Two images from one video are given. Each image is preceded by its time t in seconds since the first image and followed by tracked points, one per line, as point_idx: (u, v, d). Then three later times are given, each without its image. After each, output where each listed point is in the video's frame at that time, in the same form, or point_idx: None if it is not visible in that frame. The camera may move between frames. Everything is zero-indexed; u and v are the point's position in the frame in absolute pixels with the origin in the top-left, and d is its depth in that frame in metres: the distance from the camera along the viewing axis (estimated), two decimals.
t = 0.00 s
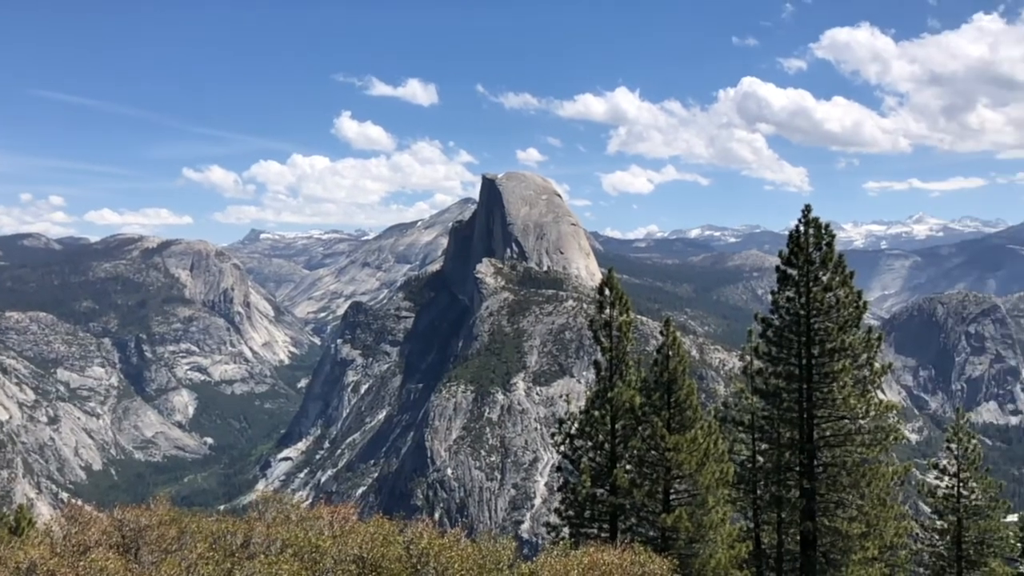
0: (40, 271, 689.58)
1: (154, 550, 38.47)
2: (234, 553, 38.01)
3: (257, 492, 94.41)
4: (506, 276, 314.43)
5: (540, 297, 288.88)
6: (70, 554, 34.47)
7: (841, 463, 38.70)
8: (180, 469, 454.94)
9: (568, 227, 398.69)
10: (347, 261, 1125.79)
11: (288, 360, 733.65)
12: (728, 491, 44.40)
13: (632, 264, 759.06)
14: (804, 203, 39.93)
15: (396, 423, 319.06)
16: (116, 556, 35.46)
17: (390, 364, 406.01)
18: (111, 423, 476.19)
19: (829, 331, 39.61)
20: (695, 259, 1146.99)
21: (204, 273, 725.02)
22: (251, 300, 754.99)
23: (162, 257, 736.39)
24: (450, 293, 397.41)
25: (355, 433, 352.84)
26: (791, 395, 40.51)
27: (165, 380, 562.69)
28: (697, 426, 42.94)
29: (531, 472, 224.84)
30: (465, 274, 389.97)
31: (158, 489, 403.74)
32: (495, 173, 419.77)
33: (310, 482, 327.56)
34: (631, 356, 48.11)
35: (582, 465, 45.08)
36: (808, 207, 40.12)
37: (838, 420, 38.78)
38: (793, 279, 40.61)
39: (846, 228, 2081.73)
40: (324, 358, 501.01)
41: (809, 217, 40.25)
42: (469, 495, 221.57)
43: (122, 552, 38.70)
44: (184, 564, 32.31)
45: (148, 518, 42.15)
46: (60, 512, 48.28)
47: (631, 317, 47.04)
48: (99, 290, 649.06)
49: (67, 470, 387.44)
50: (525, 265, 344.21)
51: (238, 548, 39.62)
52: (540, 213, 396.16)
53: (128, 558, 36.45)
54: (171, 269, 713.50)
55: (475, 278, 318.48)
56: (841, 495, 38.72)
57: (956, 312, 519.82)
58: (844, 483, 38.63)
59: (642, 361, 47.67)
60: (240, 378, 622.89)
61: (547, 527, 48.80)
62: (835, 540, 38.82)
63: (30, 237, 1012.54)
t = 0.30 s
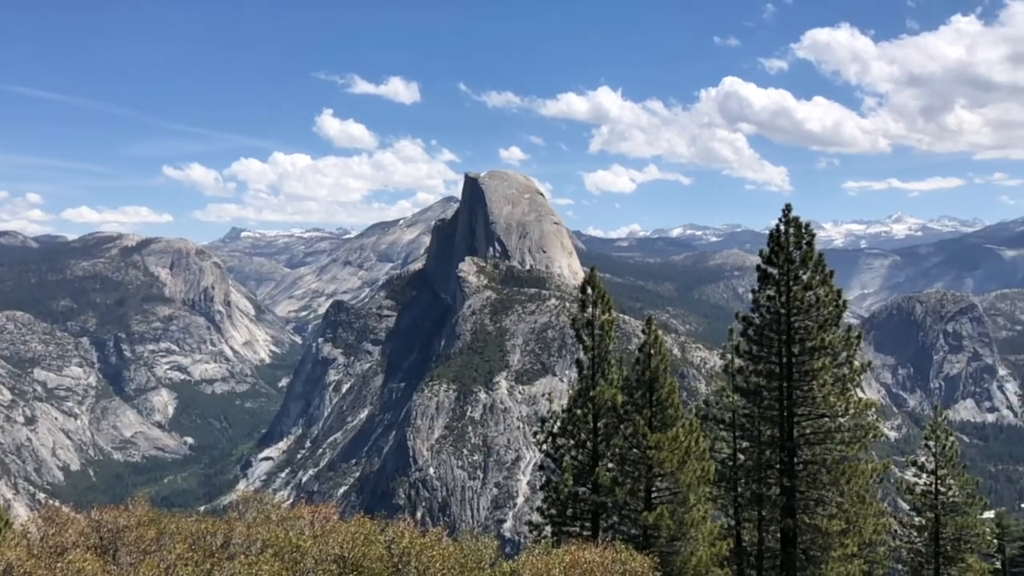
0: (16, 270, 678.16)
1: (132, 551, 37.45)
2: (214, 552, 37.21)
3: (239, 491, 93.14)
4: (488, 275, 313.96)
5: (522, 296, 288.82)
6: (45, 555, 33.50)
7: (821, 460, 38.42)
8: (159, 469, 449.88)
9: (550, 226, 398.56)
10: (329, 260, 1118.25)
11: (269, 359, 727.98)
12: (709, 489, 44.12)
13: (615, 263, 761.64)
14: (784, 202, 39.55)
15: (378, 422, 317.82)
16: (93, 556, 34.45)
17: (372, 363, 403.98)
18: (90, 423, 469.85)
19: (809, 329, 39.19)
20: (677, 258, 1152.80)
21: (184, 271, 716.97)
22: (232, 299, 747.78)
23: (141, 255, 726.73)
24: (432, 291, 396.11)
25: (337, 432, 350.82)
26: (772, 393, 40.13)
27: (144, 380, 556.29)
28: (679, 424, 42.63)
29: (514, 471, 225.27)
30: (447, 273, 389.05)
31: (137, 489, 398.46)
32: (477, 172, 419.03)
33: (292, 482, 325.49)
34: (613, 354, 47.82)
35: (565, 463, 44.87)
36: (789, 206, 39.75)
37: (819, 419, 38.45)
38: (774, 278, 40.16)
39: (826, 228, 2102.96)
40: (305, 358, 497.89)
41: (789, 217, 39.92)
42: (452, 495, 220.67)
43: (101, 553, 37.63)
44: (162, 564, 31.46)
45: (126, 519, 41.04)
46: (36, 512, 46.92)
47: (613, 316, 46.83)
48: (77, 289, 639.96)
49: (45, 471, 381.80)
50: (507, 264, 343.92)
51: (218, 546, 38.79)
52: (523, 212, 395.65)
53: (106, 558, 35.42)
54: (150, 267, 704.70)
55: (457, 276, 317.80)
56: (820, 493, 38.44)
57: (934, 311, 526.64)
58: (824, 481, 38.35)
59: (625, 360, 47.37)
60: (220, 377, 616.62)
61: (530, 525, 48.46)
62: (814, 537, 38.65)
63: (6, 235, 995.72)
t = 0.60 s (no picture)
0: None
1: (111, 553, 36.49)
2: (193, 554, 36.43)
3: (224, 491, 91.90)
4: (471, 274, 313.25)
5: (505, 294, 288.61)
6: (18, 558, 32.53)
7: (801, 458, 38.27)
8: (138, 470, 444.27)
9: (533, 224, 398.27)
10: (310, 258, 1110.13)
11: (250, 358, 721.54)
12: (689, 486, 44.06)
13: (597, 262, 763.41)
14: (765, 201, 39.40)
15: (360, 421, 316.08)
16: (69, 558, 33.51)
17: (353, 362, 401.55)
18: (67, 423, 463.03)
19: (788, 328, 39.10)
20: (659, 257, 1158.12)
21: (164, 270, 708.25)
22: (212, 298, 740.12)
23: (120, 253, 717.11)
24: (414, 290, 394.69)
25: (319, 432, 348.37)
26: (753, 391, 40.05)
27: (123, 379, 549.48)
28: (660, 422, 42.53)
29: (496, 470, 224.78)
30: (429, 271, 388.02)
31: (116, 490, 393.38)
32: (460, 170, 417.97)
33: (273, 482, 322.91)
34: (594, 353, 47.62)
35: (546, 462, 44.61)
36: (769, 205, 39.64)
37: (799, 417, 38.38)
38: (755, 277, 40.00)
39: (807, 227, 2123.08)
40: (286, 357, 493.79)
41: (771, 216, 39.78)
42: (434, 493, 219.82)
43: (79, 555, 36.54)
44: (140, 568, 30.54)
45: (104, 520, 40.01)
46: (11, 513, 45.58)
47: (595, 314, 46.66)
48: (55, 287, 630.51)
49: (21, 472, 375.91)
50: (490, 262, 343.34)
51: (198, 548, 37.96)
52: (505, 210, 394.99)
53: (82, 561, 34.26)
54: (129, 266, 695.51)
55: (440, 275, 317.04)
56: (801, 491, 38.37)
57: (913, 310, 532.78)
58: (804, 479, 38.31)
59: (606, 359, 47.27)
60: (201, 376, 610.07)
61: (512, 524, 48.10)
62: (795, 535, 38.56)
63: None
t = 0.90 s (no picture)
0: None
1: (88, 554, 35.09)
2: (172, 555, 35.12)
3: (208, 491, 90.99)
4: (453, 273, 312.41)
5: (487, 293, 288.17)
6: None
7: (781, 456, 38.14)
8: (117, 471, 438.61)
9: (516, 223, 398.02)
10: (291, 257, 1101.95)
11: (230, 357, 714.96)
12: (671, 486, 43.76)
13: (580, 261, 765.06)
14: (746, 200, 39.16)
15: (341, 421, 314.20)
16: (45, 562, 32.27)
17: (335, 362, 398.91)
18: (44, 423, 456.02)
19: (769, 327, 38.94)
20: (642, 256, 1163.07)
21: (143, 269, 699.48)
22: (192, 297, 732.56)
23: (99, 252, 707.52)
24: (396, 289, 392.85)
25: (300, 431, 345.58)
26: (732, 390, 39.91)
27: (102, 379, 542.76)
28: (643, 420, 42.35)
29: (478, 469, 223.78)
30: (411, 270, 386.87)
31: (94, 491, 388.37)
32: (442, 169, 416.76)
33: (253, 482, 320.22)
34: (576, 351, 47.31)
35: (529, 461, 44.16)
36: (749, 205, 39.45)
37: (779, 415, 38.22)
38: (735, 276, 39.88)
39: (787, 227, 2141.19)
40: (267, 356, 489.88)
41: (750, 215, 39.64)
42: (416, 493, 218.66)
43: (55, 557, 35.08)
44: (117, 569, 29.41)
45: (81, 522, 38.42)
46: None
47: (577, 313, 46.40)
48: (31, 287, 621.25)
49: None
50: (473, 261, 342.60)
51: (177, 548, 36.78)
52: (488, 209, 394.35)
53: (58, 563, 33.08)
54: (108, 264, 686.43)
55: (422, 274, 316.11)
56: (781, 488, 38.23)
57: (892, 309, 538.33)
58: (784, 477, 38.13)
59: (589, 358, 46.98)
60: (180, 376, 603.64)
61: (495, 523, 47.65)
62: (774, 533, 38.48)
63: None
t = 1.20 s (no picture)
0: None
1: (65, 556, 33.98)
2: (149, 557, 34.01)
3: (189, 491, 90.12)
4: (436, 272, 311.52)
5: (470, 292, 287.54)
6: None
7: (761, 454, 38.05)
8: (95, 472, 433.07)
9: (499, 222, 397.43)
10: (272, 256, 1093.47)
11: (211, 357, 708.42)
12: (653, 484, 43.62)
13: (563, 260, 766.67)
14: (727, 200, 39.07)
15: (323, 421, 312.12)
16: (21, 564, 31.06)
17: (317, 361, 396.23)
18: (21, 425, 448.25)
19: (750, 326, 38.84)
20: (624, 256, 1167.03)
21: (123, 268, 690.57)
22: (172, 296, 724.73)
23: (77, 251, 697.89)
24: (378, 289, 390.98)
25: (281, 431, 342.96)
26: (715, 388, 39.76)
27: (80, 380, 535.99)
28: (625, 419, 42.23)
29: (461, 469, 222.40)
30: (393, 269, 385.33)
31: (72, 492, 383.06)
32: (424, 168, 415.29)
33: (234, 483, 317.45)
34: (559, 351, 47.00)
35: (511, 461, 43.68)
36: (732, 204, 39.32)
37: (760, 414, 38.17)
38: (716, 275, 39.82)
39: (769, 227, 2158.27)
40: (248, 356, 486.09)
41: (731, 215, 39.60)
42: (398, 493, 217.67)
43: (33, 559, 33.94)
44: (94, 571, 28.57)
45: (60, 524, 37.35)
46: None
47: (560, 313, 46.11)
48: (8, 286, 611.93)
49: None
50: (455, 261, 341.52)
51: (153, 551, 35.66)
52: (470, 208, 393.53)
53: (34, 566, 31.93)
54: (87, 263, 676.28)
55: (404, 274, 314.75)
56: (762, 487, 38.13)
57: (871, 308, 544.03)
58: (765, 475, 38.01)
59: (572, 358, 46.78)
60: (160, 376, 596.67)
61: (476, 523, 47.21)
62: (756, 531, 38.29)
63: None
